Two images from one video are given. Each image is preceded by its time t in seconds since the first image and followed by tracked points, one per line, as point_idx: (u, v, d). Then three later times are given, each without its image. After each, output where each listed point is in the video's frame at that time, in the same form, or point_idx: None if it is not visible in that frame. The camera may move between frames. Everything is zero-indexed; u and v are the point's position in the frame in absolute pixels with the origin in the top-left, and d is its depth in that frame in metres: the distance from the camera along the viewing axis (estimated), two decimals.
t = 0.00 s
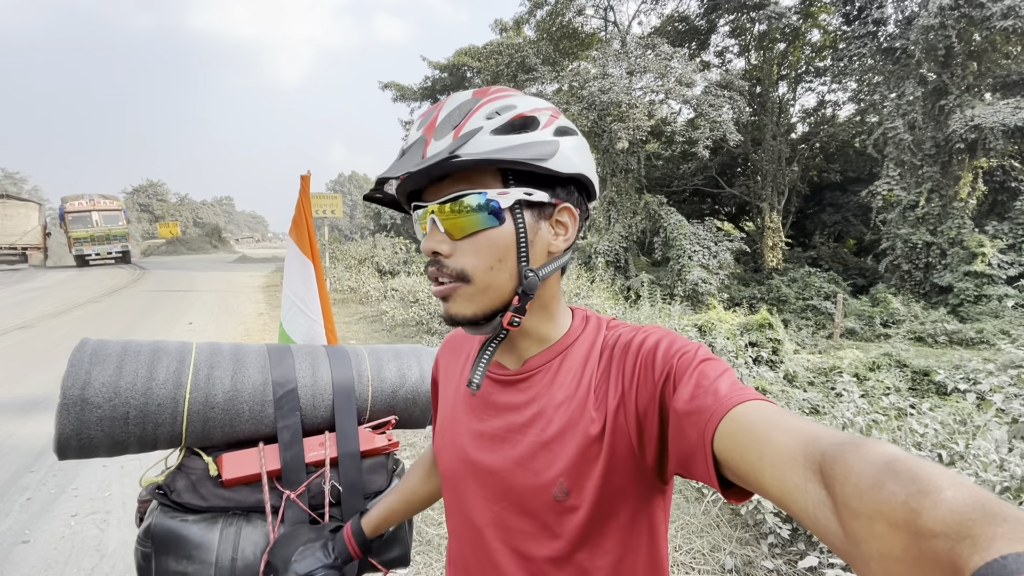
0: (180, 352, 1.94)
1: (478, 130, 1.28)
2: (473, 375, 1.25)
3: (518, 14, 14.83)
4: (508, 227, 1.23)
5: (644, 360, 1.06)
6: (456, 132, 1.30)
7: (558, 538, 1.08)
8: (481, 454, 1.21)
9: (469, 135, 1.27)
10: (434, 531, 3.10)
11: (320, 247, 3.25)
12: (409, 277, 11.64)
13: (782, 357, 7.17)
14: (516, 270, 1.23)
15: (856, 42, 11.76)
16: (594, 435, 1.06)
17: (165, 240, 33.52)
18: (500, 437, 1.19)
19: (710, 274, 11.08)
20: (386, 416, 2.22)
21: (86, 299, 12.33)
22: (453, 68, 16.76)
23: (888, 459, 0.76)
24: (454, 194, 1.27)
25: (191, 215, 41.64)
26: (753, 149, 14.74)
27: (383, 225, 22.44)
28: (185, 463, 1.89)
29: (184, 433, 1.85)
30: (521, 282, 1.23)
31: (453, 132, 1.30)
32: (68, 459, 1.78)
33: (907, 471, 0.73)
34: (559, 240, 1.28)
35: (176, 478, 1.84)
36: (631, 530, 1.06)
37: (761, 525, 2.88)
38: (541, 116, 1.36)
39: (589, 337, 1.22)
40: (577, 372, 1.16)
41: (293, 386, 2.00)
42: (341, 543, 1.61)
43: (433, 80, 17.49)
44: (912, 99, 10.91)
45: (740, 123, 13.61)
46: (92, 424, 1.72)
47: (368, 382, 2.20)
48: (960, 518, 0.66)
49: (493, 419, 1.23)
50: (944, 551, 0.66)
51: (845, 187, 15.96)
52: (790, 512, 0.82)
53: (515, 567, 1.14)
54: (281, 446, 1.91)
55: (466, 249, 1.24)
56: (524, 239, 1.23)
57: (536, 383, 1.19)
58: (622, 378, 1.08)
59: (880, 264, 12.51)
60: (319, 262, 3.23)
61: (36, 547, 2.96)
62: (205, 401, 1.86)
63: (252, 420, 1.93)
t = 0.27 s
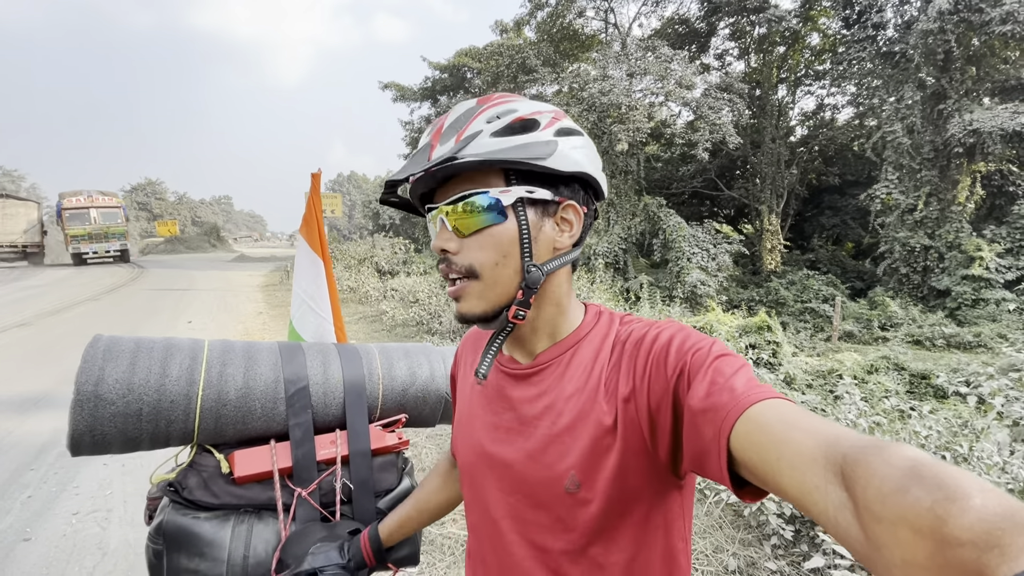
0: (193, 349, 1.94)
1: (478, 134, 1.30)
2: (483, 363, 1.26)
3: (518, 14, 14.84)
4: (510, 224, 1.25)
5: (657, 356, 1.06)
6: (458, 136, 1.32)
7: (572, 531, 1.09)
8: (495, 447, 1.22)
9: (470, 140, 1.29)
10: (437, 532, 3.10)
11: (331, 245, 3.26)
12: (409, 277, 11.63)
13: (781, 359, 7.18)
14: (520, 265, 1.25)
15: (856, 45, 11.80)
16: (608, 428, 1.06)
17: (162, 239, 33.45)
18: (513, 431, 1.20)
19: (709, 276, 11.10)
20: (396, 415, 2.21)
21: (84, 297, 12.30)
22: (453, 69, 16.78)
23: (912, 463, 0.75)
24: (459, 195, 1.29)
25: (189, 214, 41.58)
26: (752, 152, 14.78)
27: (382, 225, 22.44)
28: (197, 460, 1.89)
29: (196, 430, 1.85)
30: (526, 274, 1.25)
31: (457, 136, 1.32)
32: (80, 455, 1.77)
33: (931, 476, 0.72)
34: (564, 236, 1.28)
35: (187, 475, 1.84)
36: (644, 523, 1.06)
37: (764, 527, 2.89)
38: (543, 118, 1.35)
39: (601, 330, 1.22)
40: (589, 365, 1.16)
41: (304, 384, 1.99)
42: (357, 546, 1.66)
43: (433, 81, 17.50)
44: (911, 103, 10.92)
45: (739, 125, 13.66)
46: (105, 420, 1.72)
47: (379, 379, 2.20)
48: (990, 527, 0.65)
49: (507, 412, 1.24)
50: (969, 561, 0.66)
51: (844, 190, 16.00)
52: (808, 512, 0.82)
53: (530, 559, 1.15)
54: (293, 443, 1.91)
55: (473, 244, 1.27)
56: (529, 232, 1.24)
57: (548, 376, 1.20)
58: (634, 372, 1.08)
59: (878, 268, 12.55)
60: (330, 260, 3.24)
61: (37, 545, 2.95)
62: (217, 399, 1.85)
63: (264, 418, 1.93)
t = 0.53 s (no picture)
0: (201, 348, 1.93)
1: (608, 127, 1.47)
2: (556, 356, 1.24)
3: (520, 15, 14.85)
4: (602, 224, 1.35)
5: (673, 355, 1.09)
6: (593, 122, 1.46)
7: (592, 535, 1.08)
8: (513, 451, 1.22)
9: (605, 132, 1.45)
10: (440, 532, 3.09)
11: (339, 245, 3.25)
12: (409, 276, 11.63)
13: (781, 361, 7.16)
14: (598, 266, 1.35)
15: (858, 48, 11.81)
16: (628, 428, 1.07)
17: (163, 237, 33.46)
18: (532, 433, 1.20)
19: (710, 277, 11.09)
20: (404, 416, 2.21)
21: (84, 295, 12.29)
22: (455, 70, 16.79)
23: (914, 458, 0.76)
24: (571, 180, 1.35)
25: (190, 213, 41.59)
26: (753, 154, 14.78)
27: (383, 225, 22.45)
28: (205, 460, 1.89)
29: (204, 429, 1.84)
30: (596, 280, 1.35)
31: (592, 122, 1.45)
32: (87, 455, 1.76)
33: (934, 471, 0.73)
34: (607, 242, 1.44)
35: (195, 475, 1.83)
36: (662, 524, 1.07)
37: (767, 530, 2.88)
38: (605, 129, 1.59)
39: (619, 333, 1.24)
40: (608, 366, 1.18)
41: (313, 384, 1.99)
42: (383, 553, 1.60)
43: (435, 81, 17.52)
44: (913, 106, 10.93)
45: (740, 127, 13.66)
46: (112, 419, 1.71)
47: (387, 380, 2.19)
48: (989, 519, 0.65)
49: (525, 415, 1.25)
50: (969, 552, 0.65)
51: (845, 193, 15.99)
52: (814, 510, 0.83)
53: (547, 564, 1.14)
54: (301, 444, 1.90)
55: (572, 233, 1.31)
56: (606, 241, 1.38)
57: (569, 377, 1.22)
58: (652, 373, 1.10)
59: (879, 271, 12.54)
60: (338, 259, 3.23)
61: (38, 543, 2.94)
62: (225, 398, 1.85)
63: (272, 418, 1.92)
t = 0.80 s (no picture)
0: (189, 348, 1.91)
1: (624, 131, 1.45)
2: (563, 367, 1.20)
3: (520, 16, 14.84)
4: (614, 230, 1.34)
5: (683, 357, 1.10)
6: (609, 126, 1.43)
7: (600, 537, 1.07)
8: (517, 453, 1.18)
9: (622, 137, 1.42)
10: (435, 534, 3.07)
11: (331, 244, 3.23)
12: (408, 277, 11.60)
13: (779, 364, 7.15)
14: (608, 272, 1.34)
15: (857, 52, 11.83)
16: (638, 430, 1.07)
17: (162, 236, 33.40)
18: (540, 433, 1.17)
19: (708, 280, 11.08)
20: (396, 417, 2.20)
21: (81, 293, 12.24)
22: (455, 70, 16.78)
23: (909, 459, 0.75)
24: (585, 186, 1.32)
25: (188, 211, 41.51)
26: (752, 157, 14.79)
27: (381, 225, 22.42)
28: (193, 461, 1.87)
29: (191, 430, 1.82)
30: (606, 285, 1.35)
31: (606, 127, 1.43)
32: (72, 455, 1.75)
33: (929, 471, 0.72)
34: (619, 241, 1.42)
35: (182, 476, 1.82)
36: (668, 526, 1.07)
37: (763, 533, 2.87)
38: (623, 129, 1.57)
39: (627, 336, 1.24)
40: (618, 367, 1.17)
41: (303, 384, 1.97)
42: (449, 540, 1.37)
43: (435, 82, 17.51)
44: (912, 111, 10.96)
45: (739, 130, 13.69)
46: (98, 419, 1.69)
47: (378, 380, 2.18)
48: (983, 521, 0.64)
49: (530, 416, 1.20)
50: (962, 552, 0.64)
51: (843, 196, 16.00)
52: (811, 510, 0.82)
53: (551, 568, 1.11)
54: (290, 445, 1.88)
55: (584, 241, 1.30)
56: (616, 247, 1.36)
57: (578, 378, 1.19)
58: (662, 375, 1.11)
59: (877, 274, 12.56)
60: (331, 259, 3.22)
61: (29, 543, 2.91)
62: (213, 398, 1.83)
63: (261, 419, 1.90)
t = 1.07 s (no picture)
0: (180, 346, 1.89)
1: (621, 130, 1.44)
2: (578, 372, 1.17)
3: (520, 18, 14.85)
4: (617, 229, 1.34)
5: (685, 358, 1.09)
6: (606, 127, 1.42)
7: (601, 539, 1.05)
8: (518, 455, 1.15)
9: (620, 137, 1.41)
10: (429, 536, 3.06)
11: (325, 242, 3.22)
12: (406, 278, 11.58)
13: (776, 366, 7.15)
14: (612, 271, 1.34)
15: (856, 56, 11.85)
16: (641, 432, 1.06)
17: (160, 236, 33.34)
18: (540, 434, 1.14)
19: (706, 282, 11.09)
20: (389, 417, 2.19)
21: (78, 293, 12.20)
22: (454, 72, 16.77)
23: (914, 459, 0.74)
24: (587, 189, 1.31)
25: (187, 211, 41.50)
26: (750, 160, 14.82)
27: (380, 226, 22.41)
28: (183, 461, 1.85)
29: (181, 429, 1.81)
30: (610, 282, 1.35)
31: (605, 127, 1.41)
32: (59, 454, 1.73)
33: (934, 472, 0.71)
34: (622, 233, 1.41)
35: (171, 476, 1.80)
36: (667, 529, 1.06)
37: (760, 536, 2.86)
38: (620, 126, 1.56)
39: (629, 336, 1.23)
40: (620, 367, 1.16)
41: (294, 384, 1.96)
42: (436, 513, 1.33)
43: (434, 83, 17.50)
44: (910, 114, 10.96)
45: (738, 132, 13.70)
46: (85, 418, 1.67)
47: (371, 380, 2.16)
48: (989, 521, 0.64)
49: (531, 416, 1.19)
50: (969, 553, 0.64)
51: (841, 200, 16.03)
52: (815, 512, 0.81)
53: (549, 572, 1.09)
54: (281, 445, 1.87)
55: (590, 243, 1.28)
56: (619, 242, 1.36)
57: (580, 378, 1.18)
58: (664, 377, 1.10)
59: (875, 277, 12.59)
60: (324, 257, 3.20)
61: (20, 543, 2.89)
62: (203, 398, 1.81)
63: (252, 418, 1.89)
